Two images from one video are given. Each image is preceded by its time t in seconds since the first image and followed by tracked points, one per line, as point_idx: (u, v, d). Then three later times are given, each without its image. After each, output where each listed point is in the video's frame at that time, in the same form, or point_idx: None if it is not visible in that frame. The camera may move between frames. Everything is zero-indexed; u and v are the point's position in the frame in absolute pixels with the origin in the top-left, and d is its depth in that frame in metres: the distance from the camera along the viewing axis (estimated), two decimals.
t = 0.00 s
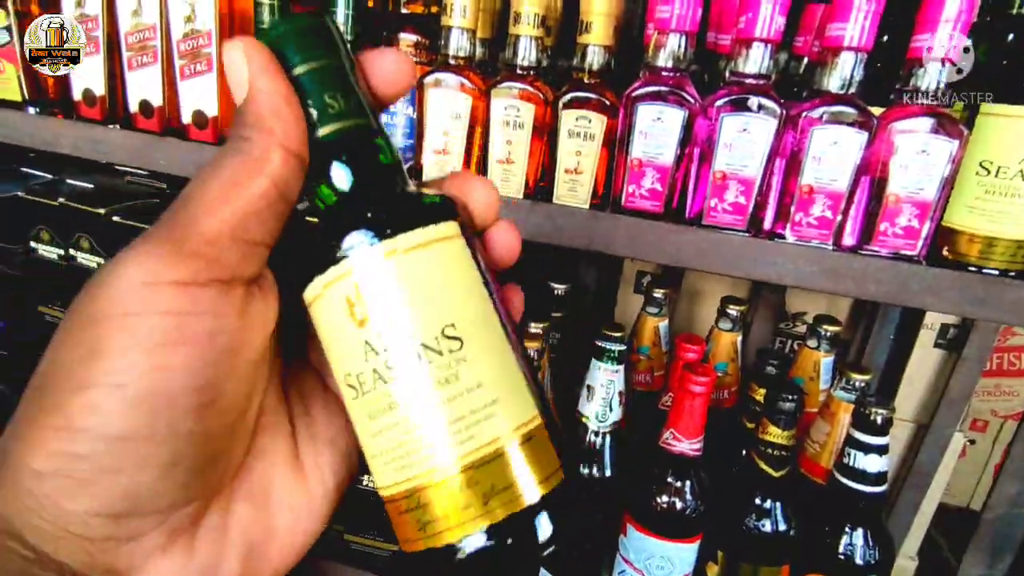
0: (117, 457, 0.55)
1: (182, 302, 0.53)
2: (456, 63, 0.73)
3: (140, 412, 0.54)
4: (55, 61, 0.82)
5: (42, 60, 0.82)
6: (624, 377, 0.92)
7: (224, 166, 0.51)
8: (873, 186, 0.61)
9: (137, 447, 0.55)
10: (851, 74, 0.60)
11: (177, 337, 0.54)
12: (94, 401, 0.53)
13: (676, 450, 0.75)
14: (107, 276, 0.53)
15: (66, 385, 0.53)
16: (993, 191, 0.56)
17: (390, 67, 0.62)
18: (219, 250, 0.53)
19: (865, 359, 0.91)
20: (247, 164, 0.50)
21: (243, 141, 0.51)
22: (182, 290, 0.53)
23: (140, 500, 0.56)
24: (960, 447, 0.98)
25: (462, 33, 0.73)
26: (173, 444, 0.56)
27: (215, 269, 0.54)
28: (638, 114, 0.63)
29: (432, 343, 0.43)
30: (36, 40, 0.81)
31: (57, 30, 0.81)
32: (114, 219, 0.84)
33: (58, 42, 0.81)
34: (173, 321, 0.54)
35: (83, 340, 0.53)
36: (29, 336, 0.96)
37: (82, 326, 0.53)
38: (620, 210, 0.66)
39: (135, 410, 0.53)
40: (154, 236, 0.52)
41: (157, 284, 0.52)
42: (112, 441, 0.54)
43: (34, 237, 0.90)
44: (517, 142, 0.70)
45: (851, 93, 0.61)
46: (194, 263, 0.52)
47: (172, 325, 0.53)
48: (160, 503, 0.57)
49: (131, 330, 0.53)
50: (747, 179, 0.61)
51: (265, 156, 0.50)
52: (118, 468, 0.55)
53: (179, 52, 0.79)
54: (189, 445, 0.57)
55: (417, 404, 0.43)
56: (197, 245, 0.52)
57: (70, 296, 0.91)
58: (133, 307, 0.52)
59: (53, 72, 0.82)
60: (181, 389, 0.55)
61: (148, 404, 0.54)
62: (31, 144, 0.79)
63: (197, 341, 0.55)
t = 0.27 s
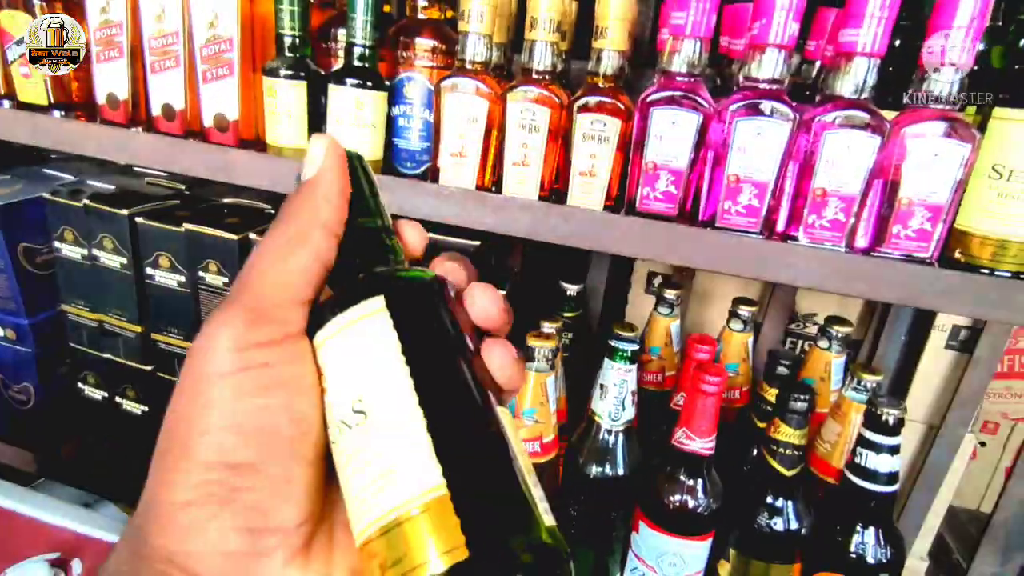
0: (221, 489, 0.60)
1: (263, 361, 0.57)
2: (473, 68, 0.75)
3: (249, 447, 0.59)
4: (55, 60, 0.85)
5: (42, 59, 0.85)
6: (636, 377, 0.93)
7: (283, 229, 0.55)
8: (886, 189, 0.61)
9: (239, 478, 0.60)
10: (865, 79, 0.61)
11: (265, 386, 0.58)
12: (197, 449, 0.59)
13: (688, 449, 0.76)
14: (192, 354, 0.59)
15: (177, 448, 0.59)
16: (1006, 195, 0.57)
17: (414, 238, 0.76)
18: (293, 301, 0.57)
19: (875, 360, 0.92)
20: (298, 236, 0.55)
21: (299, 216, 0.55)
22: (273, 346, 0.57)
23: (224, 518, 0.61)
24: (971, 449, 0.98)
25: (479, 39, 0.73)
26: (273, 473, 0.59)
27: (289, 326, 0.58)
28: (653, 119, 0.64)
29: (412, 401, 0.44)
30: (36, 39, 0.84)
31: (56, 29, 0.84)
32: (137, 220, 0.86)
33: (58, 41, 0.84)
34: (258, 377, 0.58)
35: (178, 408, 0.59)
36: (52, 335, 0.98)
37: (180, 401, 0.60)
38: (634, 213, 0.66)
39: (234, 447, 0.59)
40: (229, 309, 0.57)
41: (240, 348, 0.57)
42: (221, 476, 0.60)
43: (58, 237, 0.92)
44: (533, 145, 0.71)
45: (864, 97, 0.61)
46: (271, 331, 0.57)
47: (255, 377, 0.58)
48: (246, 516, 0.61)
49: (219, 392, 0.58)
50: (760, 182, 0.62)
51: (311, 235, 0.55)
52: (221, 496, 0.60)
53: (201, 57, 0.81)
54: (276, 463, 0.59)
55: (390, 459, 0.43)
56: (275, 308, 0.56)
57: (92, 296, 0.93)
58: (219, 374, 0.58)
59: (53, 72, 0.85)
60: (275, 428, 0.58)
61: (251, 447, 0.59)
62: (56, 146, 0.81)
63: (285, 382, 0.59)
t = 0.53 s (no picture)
0: (203, 518, 0.60)
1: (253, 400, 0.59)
2: (483, 68, 0.75)
3: (227, 481, 0.59)
4: (55, 60, 0.86)
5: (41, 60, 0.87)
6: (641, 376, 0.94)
7: (271, 293, 0.60)
8: (893, 189, 0.62)
9: (222, 505, 0.60)
10: (873, 79, 0.61)
11: (250, 417, 0.59)
12: (182, 480, 0.59)
13: (693, 446, 0.76)
14: (176, 403, 0.60)
15: (162, 477, 0.60)
16: (1012, 195, 0.57)
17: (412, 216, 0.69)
18: (283, 343, 0.61)
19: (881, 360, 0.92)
20: (287, 291, 0.59)
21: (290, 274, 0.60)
22: (245, 380, 0.59)
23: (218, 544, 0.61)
24: (978, 450, 0.99)
25: (489, 39, 0.74)
26: (257, 492, 0.61)
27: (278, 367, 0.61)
28: (660, 118, 0.64)
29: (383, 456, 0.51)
30: (37, 37, 0.86)
31: (56, 29, 0.85)
32: (150, 217, 0.87)
33: (58, 40, 0.85)
34: (241, 407, 0.59)
35: (166, 460, 0.60)
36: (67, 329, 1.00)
37: (167, 443, 0.60)
38: (641, 212, 0.67)
39: (221, 470, 0.59)
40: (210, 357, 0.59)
41: (225, 387, 0.58)
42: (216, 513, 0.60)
43: (73, 234, 0.94)
44: (541, 145, 0.72)
45: (872, 98, 0.62)
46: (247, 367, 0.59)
47: (238, 414, 0.59)
48: (227, 541, 0.61)
49: (206, 430, 0.58)
50: (767, 182, 0.62)
51: (301, 289, 0.60)
52: (201, 522, 0.60)
53: (214, 56, 0.82)
54: (268, 482, 0.62)
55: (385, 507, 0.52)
56: (259, 351, 0.59)
57: (106, 291, 0.94)
58: (206, 412, 0.58)
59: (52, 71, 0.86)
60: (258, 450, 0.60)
61: (233, 477, 0.60)
62: (72, 144, 0.82)
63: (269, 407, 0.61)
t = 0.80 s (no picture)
0: (179, 492, 0.67)
1: (213, 376, 0.66)
2: (486, 64, 0.75)
3: (197, 451, 0.66)
4: (55, 61, 0.86)
5: (41, 60, 0.86)
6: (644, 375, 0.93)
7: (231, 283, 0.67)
8: (899, 186, 0.61)
9: (193, 476, 0.67)
10: (879, 76, 0.61)
11: (220, 392, 0.66)
12: (155, 456, 0.66)
13: (695, 446, 0.76)
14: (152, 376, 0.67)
15: (140, 453, 0.67)
16: (1022, 193, 0.56)
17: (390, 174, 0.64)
18: (245, 315, 0.67)
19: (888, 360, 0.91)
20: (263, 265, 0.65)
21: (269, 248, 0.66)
22: (209, 358, 0.66)
23: (197, 514, 0.68)
24: (986, 452, 0.97)
25: (492, 35, 0.74)
26: (226, 463, 0.68)
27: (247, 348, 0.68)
28: (664, 115, 0.64)
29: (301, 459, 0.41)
30: (35, 36, 0.86)
31: (56, 30, 0.85)
32: (153, 214, 0.87)
33: (58, 41, 0.85)
34: (209, 381, 0.66)
35: (146, 433, 0.67)
36: (72, 325, 1.00)
37: (142, 426, 0.67)
38: (644, 209, 0.66)
39: (194, 442, 0.66)
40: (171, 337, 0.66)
41: (197, 359, 0.65)
42: (194, 487, 0.67)
43: (76, 230, 0.94)
44: (544, 141, 0.71)
45: (879, 94, 0.61)
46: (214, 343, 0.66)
47: (203, 389, 0.66)
48: (203, 510, 0.68)
49: (176, 405, 0.65)
50: (772, 179, 0.62)
51: (274, 263, 0.65)
52: (177, 493, 0.67)
53: (217, 52, 0.82)
54: (237, 452, 0.68)
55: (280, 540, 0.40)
56: (222, 330, 0.66)
57: (110, 288, 0.94)
58: (173, 387, 0.65)
59: (52, 71, 0.86)
60: (226, 424, 0.67)
61: (202, 449, 0.66)
62: (76, 140, 0.82)
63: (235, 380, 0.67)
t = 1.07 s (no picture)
0: (217, 397, 0.70)
1: (244, 290, 0.70)
2: (502, 59, 0.75)
3: (232, 357, 0.70)
4: (55, 60, 0.89)
5: (42, 59, 0.90)
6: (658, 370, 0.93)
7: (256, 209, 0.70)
8: (918, 180, 0.61)
9: (230, 381, 0.70)
10: (899, 68, 0.60)
11: (251, 308, 0.70)
12: (194, 359, 0.70)
13: (711, 440, 0.76)
14: (188, 297, 0.71)
15: (179, 360, 0.71)
16: None
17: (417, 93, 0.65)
18: (273, 234, 0.70)
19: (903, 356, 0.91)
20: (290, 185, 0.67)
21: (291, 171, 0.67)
22: (242, 273, 0.70)
23: (238, 413, 0.70)
24: (1000, 451, 0.97)
25: (509, 29, 0.74)
26: (259, 370, 0.71)
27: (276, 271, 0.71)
28: (682, 108, 0.64)
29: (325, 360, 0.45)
30: (37, 35, 0.89)
31: (56, 30, 0.88)
32: (171, 207, 0.88)
33: (59, 40, 0.88)
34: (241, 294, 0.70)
35: (182, 351, 0.71)
36: (90, 318, 1.01)
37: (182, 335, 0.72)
38: (661, 202, 0.66)
39: (229, 351, 0.70)
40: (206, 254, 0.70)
41: (227, 275, 0.69)
42: (232, 393, 0.70)
43: (95, 224, 0.95)
44: (561, 135, 0.72)
45: (898, 87, 0.61)
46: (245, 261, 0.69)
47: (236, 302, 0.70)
48: (240, 412, 0.70)
49: (212, 316, 0.70)
50: (790, 171, 0.62)
51: (302, 183, 0.67)
52: (215, 396, 0.70)
53: (236, 46, 0.83)
54: (270, 363, 0.72)
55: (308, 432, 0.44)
56: (253, 246, 0.69)
57: (128, 280, 0.95)
58: (209, 298, 0.70)
59: (53, 70, 0.89)
60: (258, 334, 0.71)
61: (236, 356, 0.70)
62: (97, 134, 0.83)
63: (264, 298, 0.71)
